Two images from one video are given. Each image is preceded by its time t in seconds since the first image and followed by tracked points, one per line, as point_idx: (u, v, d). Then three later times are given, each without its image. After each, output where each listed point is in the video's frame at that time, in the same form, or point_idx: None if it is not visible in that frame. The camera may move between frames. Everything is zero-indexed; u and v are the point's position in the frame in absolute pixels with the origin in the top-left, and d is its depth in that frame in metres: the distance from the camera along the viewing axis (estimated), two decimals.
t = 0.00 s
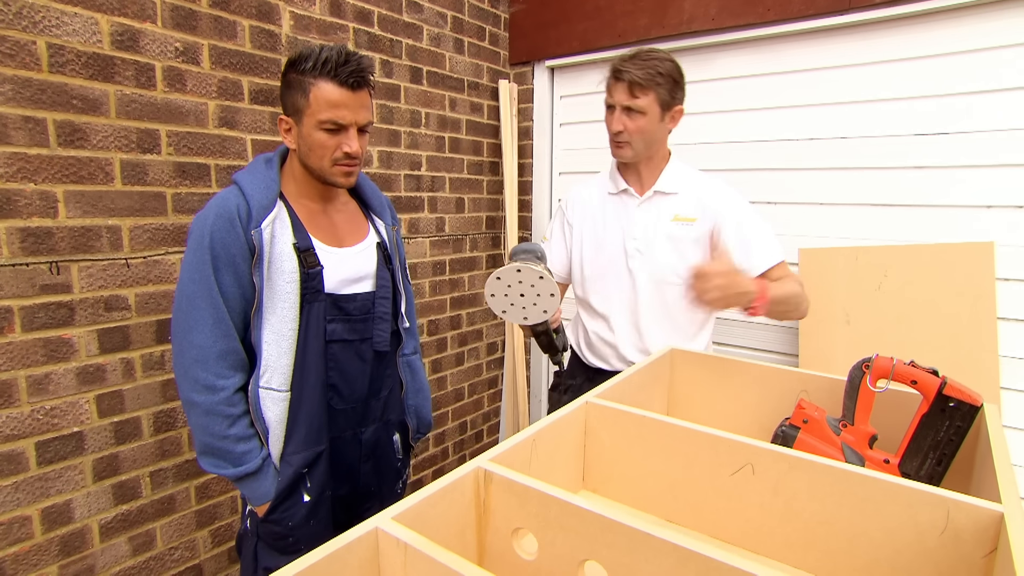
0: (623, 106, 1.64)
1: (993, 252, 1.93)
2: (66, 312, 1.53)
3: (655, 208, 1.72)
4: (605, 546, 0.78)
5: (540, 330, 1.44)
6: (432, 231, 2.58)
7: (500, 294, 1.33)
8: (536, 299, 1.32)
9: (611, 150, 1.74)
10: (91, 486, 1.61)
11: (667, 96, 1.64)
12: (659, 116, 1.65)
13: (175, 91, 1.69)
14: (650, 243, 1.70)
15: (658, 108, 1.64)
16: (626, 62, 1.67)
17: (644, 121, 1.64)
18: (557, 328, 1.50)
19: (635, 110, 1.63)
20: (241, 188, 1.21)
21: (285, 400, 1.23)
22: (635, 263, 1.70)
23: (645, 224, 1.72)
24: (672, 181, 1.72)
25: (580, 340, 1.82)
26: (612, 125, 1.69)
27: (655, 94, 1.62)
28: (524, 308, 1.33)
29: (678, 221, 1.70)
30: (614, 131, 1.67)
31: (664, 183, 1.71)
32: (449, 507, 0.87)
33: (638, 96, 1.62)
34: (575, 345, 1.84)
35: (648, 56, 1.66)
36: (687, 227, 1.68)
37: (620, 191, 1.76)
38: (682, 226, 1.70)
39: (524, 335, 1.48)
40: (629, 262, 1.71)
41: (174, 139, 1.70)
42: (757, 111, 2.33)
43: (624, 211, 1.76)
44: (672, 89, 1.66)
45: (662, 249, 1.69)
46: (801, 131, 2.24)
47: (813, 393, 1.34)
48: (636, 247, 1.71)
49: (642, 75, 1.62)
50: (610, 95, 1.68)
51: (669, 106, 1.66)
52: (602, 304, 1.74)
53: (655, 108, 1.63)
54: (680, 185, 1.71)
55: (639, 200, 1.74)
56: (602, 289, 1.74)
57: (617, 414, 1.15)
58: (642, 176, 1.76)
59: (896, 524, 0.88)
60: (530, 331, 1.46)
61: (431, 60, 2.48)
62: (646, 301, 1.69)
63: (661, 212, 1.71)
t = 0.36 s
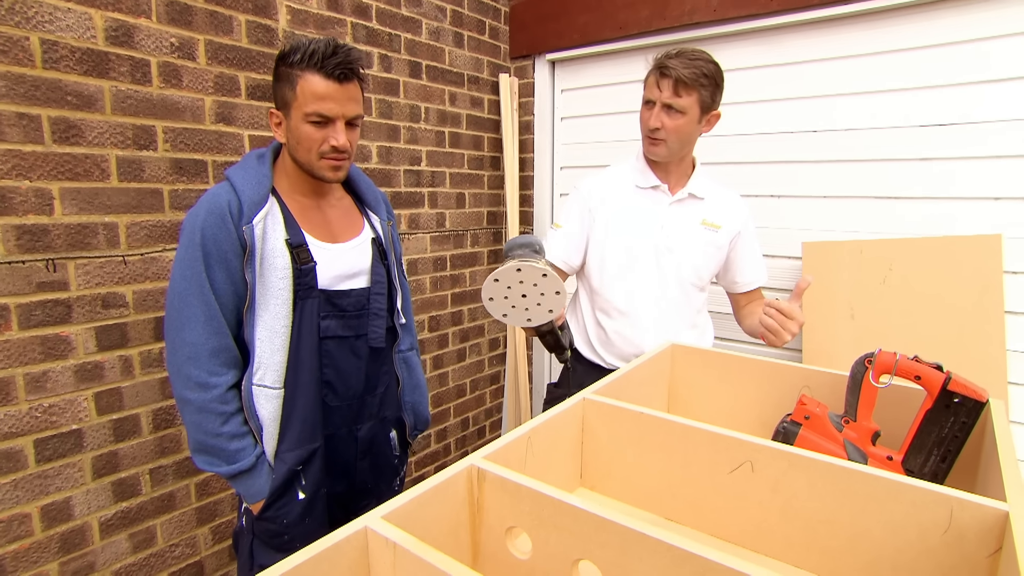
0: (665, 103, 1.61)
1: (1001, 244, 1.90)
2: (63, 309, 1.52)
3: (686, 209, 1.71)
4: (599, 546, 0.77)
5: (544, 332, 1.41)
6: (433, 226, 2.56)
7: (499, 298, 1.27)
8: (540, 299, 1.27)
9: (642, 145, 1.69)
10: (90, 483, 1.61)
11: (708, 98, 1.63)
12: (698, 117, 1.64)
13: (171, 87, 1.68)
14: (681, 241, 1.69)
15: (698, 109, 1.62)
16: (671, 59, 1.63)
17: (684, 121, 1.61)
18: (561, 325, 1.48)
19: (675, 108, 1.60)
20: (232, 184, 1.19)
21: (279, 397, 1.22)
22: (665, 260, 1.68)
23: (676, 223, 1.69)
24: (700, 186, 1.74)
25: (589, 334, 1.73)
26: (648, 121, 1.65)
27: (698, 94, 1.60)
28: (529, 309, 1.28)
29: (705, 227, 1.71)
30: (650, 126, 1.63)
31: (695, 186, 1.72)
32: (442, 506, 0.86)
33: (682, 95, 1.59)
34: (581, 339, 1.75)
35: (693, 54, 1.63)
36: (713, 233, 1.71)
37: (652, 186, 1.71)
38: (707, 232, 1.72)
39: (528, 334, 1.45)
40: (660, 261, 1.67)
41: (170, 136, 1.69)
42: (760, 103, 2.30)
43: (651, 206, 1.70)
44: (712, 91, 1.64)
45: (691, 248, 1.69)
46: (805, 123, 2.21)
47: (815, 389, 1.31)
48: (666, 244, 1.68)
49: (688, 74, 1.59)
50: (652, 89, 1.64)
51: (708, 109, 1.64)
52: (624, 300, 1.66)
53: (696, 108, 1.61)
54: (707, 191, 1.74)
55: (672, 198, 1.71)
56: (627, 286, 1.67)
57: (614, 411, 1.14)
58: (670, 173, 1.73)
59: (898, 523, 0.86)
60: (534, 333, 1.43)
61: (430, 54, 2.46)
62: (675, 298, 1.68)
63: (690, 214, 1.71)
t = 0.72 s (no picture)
0: (672, 104, 1.60)
1: (1002, 240, 1.89)
2: (61, 309, 1.52)
3: (693, 208, 1.71)
4: (598, 545, 0.77)
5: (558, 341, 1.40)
6: (432, 225, 2.55)
7: (513, 308, 1.25)
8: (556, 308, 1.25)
9: (649, 144, 1.69)
10: (89, 483, 1.61)
11: (716, 100, 1.63)
12: (705, 119, 1.64)
13: (167, 86, 1.67)
14: (689, 240, 1.69)
15: (705, 111, 1.61)
16: (679, 59, 1.63)
17: (690, 122, 1.61)
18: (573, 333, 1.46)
19: (682, 109, 1.60)
20: (228, 183, 1.19)
21: (276, 396, 1.21)
22: (673, 258, 1.67)
23: (683, 221, 1.69)
24: (705, 185, 1.75)
25: (597, 333, 1.72)
26: (655, 121, 1.64)
27: (706, 96, 1.60)
28: (543, 317, 1.28)
29: (711, 225, 1.72)
30: (657, 126, 1.63)
31: (701, 185, 1.73)
32: (440, 505, 0.86)
33: (690, 96, 1.59)
34: (588, 338, 1.74)
35: (700, 55, 1.63)
36: (719, 231, 1.72)
37: (659, 186, 1.70)
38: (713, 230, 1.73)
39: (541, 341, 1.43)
40: (670, 261, 1.67)
41: (167, 134, 1.68)
42: (759, 100, 2.29)
43: (658, 205, 1.69)
44: (719, 93, 1.64)
45: (698, 246, 1.70)
46: (805, 120, 2.20)
47: (816, 385, 1.31)
48: (674, 242, 1.68)
49: (696, 74, 1.59)
50: (659, 89, 1.63)
51: (715, 110, 1.64)
52: (636, 300, 1.65)
53: (703, 110, 1.61)
54: (711, 189, 1.74)
55: (678, 197, 1.70)
56: (638, 287, 1.66)
57: (613, 409, 1.13)
58: (675, 172, 1.73)
59: (899, 521, 0.86)
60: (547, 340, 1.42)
61: (428, 52, 2.45)
62: (685, 296, 1.68)
63: (697, 212, 1.71)
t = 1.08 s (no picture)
0: (670, 104, 1.61)
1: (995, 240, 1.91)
2: (60, 311, 1.51)
3: (693, 208, 1.73)
4: (603, 543, 0.77)
5: (564, 344, 1.43)
6: (430, 225, 2.56)
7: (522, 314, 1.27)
8: (563, 313, 1.28)
9: (647, 144, 1.70)
10: (88, 486, 1.60)
11: (713, 99, 1.64)
12: (703, 118, 1.65)
13: (166, 87, 1.67)
14: (689, 241, 1.70)
15: (703, 111, 1.63)
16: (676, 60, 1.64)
17: (689, 122, 1.62)
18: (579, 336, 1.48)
19: (681, 109, 1.61)
20: (228, 184, 1.19)
21: (277, 397, 1.21)
22: (674, 259, 1.68)
23: (682, 222, 1.70)
24: (705, 186, 1.76)
25: (599, 334, 1.74)
26: (654, 123, 1.65)
27: (703, 95, 1.61)
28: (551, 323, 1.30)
29: (711, 225, 1.73)
30: (656, 126, 1.64)
31: (701, 186, 1.74)
32: (445, 504, 0.86)
33: (688, 96, 1.60)
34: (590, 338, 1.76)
35: (698, 56, 1.64)
36: (719, 232, 1.73)
37: (658, 187, 1.71)
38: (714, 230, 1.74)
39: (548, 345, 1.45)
40: (670, 260, 1.68)
41: (166, 136, 1.68)
42: (755, 101, 2.31)
43: (658, 206, 1.71)
44: (717, 94, 1.65)
45: (698, 247, 1.71)
46: (800, 121, 2.22)
47: (814, 384, 1.32)
48: (674, 243, 1.69)
49: (694, 75, 1.60)
50: (657, 90, 1.64)
51: (712, 109, 1.66)
52: (635, 300, 1.66)
53: (701, 109, 1.62)
54: (711, 189, 1.75)
55: (678, 198, 1.71)
56: (638, 286, 1.67)
57: (614, 408, 1.14)
58: (674, 173, 1.74)
59: (899, 517, 0.87)
60: (552, 344, 1.44)
61: (426, 53, 2.46)
62: (686, 295, 1.69)
63: (697, 213, 1.73)
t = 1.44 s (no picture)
0: (669, 107, 1.63)
1: (985, 241, 1.95)
2: (60, 312, 1.51)
3: (691, 210, 1.75)
4: (611, 537, 0.79)
5: (564, 345, 1.45)
6: (427, 227, 2.57)
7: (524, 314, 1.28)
8: (564, 315, 1.30)
9: (647, 147, 1.71)
10: (88, 488, 1.60)
11: (710, 100, 1.66)
12: (701, 119, 1.67)
13: (166, 89, 1.67)
14: (688, 241, 1.72)
15: (700, 112, 1.66)
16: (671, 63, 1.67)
17: (688, 123, 1.64)
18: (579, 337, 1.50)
19: (680, 111, 1.63)
20: (232, 186, 1.19)
21: (282, 398, 1.22)
22: (673, 259, 1.71)
23: (681, 223, 1.73)
24: (703, 188, 1.78)
25: (599, 334, 1.75)
26: (653, 124, 1.67)
27: (700, 97, 1.64)
28: (552, 324, 1.32)
29: (710, 226, 1.75)
30: (656, 129, 1.66)
31: (699, 187, 1.76)
32: (453, 502, 0.87)
33: (684, 98, 1.63)
34: (591, 338, 1.77)
35: (694, 59, 1.66)
36: (717, 232, 1.75)
37: (657, 189, 1.73)
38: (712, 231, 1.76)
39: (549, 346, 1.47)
40: (669, 260, 1.70)
41: (166, 137, 1.68)
42: (750, 104, 2.34)
43: (657, 207, 1.73)
44: (714, 95, 1.68)
45: (697, 247, 1.73)
46: (794, 123, 2.25)
47: (811, 382, 1.34)
48: (673, 244, 1.71)
49: (690, 77, 1.62)
50: (655, 94, 1.66)
51: (710, 111, 1.69)
52: (636, 299, 1.69)
53: (698, 110, 1.65)
54: (709, 191, 1.78)
55: (677, 199, 1.74)
56: (639, 286, 1.70)
57: (617, 407, 1.16)
58: (673, 173, 1.76)
59: (897, 511, 0.89)
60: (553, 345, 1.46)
61: (423, 55, 2.47)
62: (686, 295, 1.71)
63: (696, 214, 1.75)
